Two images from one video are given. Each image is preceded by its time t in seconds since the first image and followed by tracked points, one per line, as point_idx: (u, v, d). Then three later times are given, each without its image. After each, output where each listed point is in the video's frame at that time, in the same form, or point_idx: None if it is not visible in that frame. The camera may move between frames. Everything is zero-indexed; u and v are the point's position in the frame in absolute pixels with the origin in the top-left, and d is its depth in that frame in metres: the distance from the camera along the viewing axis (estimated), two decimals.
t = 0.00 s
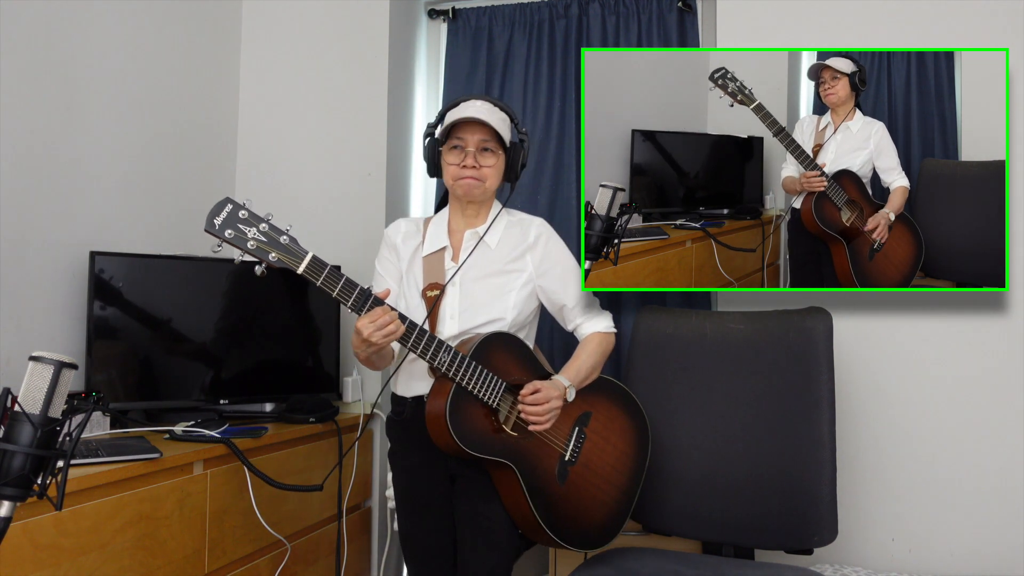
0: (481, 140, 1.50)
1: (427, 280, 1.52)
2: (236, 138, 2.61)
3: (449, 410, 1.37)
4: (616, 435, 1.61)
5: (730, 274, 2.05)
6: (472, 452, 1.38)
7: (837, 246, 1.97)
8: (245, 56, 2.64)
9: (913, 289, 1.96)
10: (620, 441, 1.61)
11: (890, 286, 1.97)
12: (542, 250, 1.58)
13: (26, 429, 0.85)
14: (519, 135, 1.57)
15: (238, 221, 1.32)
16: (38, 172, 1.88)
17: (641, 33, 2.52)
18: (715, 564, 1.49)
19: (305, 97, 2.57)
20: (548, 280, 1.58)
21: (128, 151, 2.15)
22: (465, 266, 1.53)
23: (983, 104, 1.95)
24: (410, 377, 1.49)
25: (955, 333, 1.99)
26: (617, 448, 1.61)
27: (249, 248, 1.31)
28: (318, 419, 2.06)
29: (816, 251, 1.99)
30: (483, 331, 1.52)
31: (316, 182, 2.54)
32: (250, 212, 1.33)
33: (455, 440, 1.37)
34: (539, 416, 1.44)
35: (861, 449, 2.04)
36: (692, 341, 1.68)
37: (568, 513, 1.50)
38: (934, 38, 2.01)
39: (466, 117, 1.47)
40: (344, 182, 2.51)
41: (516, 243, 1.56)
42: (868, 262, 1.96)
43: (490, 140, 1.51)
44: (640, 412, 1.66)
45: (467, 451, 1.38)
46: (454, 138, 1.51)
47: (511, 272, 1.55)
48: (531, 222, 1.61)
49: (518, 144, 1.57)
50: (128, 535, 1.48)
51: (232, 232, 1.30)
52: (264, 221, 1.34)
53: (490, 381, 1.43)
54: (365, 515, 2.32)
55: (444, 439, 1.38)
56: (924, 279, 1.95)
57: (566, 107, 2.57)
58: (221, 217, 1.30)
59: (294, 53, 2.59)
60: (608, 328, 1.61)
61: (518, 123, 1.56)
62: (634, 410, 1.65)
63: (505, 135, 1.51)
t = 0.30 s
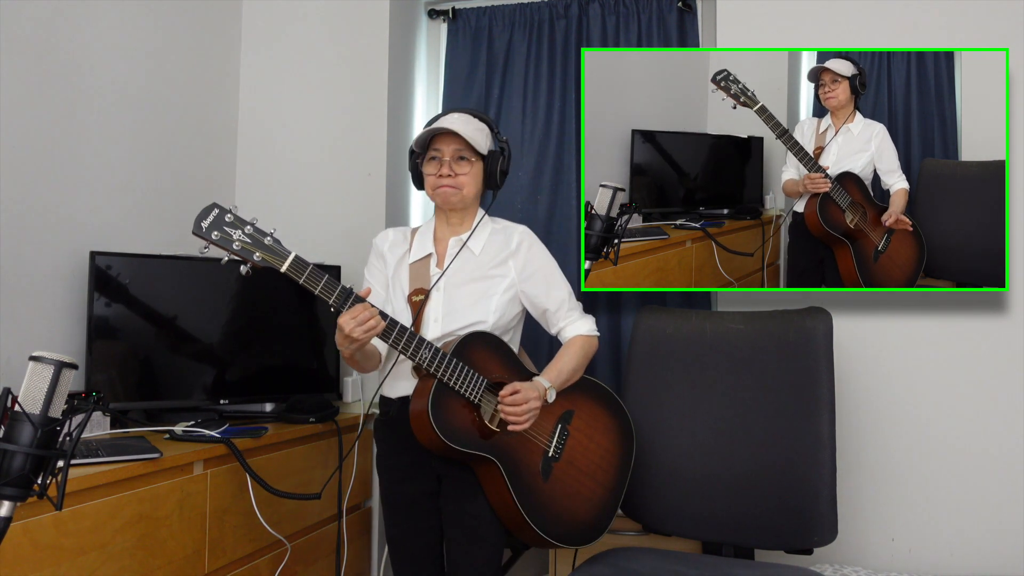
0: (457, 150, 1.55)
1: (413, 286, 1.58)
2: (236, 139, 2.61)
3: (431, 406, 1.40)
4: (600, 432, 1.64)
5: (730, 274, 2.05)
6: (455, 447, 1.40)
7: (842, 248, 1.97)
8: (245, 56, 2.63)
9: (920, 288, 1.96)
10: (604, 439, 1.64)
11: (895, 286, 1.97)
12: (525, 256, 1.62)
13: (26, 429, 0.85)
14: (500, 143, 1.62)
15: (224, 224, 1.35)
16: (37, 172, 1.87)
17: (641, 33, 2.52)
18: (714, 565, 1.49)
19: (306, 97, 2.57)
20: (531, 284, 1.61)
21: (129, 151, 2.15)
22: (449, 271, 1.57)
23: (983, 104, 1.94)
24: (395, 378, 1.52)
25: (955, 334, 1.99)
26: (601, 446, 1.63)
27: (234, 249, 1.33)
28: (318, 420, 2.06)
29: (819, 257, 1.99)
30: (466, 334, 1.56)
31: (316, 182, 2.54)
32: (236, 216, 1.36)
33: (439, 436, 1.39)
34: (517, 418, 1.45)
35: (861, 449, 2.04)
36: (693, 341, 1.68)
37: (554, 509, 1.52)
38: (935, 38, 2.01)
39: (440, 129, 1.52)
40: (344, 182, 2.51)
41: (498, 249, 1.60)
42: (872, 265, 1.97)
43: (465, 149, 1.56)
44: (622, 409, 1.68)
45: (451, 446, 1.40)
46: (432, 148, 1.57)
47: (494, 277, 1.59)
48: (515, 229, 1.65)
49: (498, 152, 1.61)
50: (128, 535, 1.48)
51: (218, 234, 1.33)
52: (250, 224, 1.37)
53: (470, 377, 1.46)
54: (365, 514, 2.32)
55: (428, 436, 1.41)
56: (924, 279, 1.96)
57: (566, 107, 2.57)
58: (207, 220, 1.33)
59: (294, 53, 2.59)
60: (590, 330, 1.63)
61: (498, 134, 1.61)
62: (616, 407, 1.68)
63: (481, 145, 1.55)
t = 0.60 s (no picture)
0: (444, 149, 1.57)
1: (407, 284, 1.59)
2: (236, 139, 2.61)
3: (423, 401, 1.42)
4: (593, 429, 1.65)
5: (730, 274, 2.05)
6: (449, 443, 1.42)
7: (842, 243, 1.96)
8: (245, 56, 2.64)
9: (913, 289, 1.96)
10: (597, 435, 1.65)
11: (893, 285, 1.97)
12: (517, 252, 1.64)
13: (26, 429, 0.85)
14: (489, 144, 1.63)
15: (220, 221, 1.37)
16: (37, 172, 1.87)
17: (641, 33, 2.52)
18: (714, 565, 1.49)
19: (305, 98, 2.57)
20: (523, 280, 1.63)
21: (129, 151, 2.15)
22: (442, 268, 1.59)
23: (983, 104, 1.95)
24: (391, 375, 1.55)
25: (955, 334, 1.99)
26: (594, 441, 1.64)
27: (229, 245, 1.34)
28: (318, 420, 2.06)
29: (819, 254, 1.98)
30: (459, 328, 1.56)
31: (316, 182, 2.54)
32: (232, 212, 1.38)
33: (432, 431, 1.40)
34: (509, 411, 1.47)
35: (861, 449, 2.04)
36: (693, 340, 1.69)
37: (547, 505, 1.53)
38: (935, 38, 2.01)
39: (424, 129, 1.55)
40: (343, 182, 2.51)
41: (490, 246, 1.62)
42: (872, 259, 1.96)
43: (451, 148, 1.58)
44: (615, 405, 1.70)
45: (444, 441, 1.41)
46: (420, 149, 1.59)
47: (487, 273, 1.60)
48: (507, 227, 1.67)
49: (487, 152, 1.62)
50: (128, 535, 1.48)
51: (214, 230, 1.34)
52: (245, 221, 1.38)
53: (463, 372, 1.47)
54: (365, 515, 2.32)
55: (422, 432, 1.43)
56: (924, 278, 1.96)
57: (566, 107, 2.57)
58: (204, 216, 1.35)
59: (294, 53, 2.59)
60: (582, 326, 1.65)
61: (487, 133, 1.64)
62: (608, 404, 1.70)
63: (466, 143, 1.57)
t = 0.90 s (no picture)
0: (427, 163, 1.56)
1: (404, 286, 1.60)
2: (236, 139, 2.61)
3: (423, 398, 1.42)
4: (589, 425, 1.67)
5: (730, 274, 2.05)
6: (449, 439, 1.42)
7: (841, 245, 1.97)
8: (245, 56, 2.64)
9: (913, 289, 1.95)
10: (593, 431, 1.67)
11: (892, 285, 1.96)
12: (513, 252, 1.63)
13: (26, 429, 0.85)
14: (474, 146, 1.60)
15: (224, 219, 1.37)
16: (37, 172, 1.87)
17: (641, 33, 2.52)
18: (714, 565, 1.49)
19: (305, 98, 2.57)
20: (519, 281, 1.62)
21: (129, 151, 2.15)
22: (438, 270, 1.59)
23: (983, 104, 1.95)
24: (390, 374, 1.56)
25: (955, 334, 1.99)
26: (591, 437, 1.66)
27: (233, 243, 1.35)
28: (318, 420, 2.06)
29: (817, 255, 1.99)
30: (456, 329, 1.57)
31: (317, 182, 2.54)
32: (236, 210, 1.37)
33: (432, 427, 1.41)
34: (507, 411, 1.46)
35: (861, 448, 2.04)
36: (692, 340, 1.69)
37: (545, 501, 1.54)
38: (935, 37, 2.01)
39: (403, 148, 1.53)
40: (343, 182, 2.51)
41: (485, 247, 1.62)
42: (872, 260, 1.96)
43: (433, 161, 1.55)
44: (609, 401, 1.72)
45: (445, 438, 1.42)
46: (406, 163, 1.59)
47: (482, 274, 1.60)
48: (502, 228, 1.66)
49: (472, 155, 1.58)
50: (129, 535, 1.48)
51: (218, 228, 1.35)
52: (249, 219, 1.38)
53: (462, 369, 1.47)
54: (365, 515, 2.32)
55: (422, 429, 1.43)
56: (924, 278, 1.95)
57: (566, 107, 2.57)
58: (209, 215, 1.35)
59: (294, 53, 2.59)
60: (577, 325, 1.64)
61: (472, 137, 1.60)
62: (603, 401, 1.71)
63: (446, 157, 1.54)
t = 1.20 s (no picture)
0: (420, 167, 1.55)
1: (403, 286, 1.60)
2: (236, 139, 2.61)
3: (422, 397, 1.42)
4: (587, 423, 1.67)
5: (730, 274, 2.05)
6: (448, 437, 1.42)
7: (839, 241, 1.96)
8: (245, 56, 2.64)
9: (910, 289, 1.96)
10: (591, 429, 1.67)
11: (891, 285, 1.97)
12: (510, 252, 1.63)
13: (26, 429, 0.85)
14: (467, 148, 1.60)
15: (224, 221, 1.37)
16: (37, 172, 1.87)
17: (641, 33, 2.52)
18: (714, 565, 1.49)
19: (305, 98, 2.57)
20: (515, 280, 1.62)
21: (129, 151, 2.15)
22: (436, 270, 1.59)
23: (983, 104, 1.95)
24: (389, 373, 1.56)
25: (955, 334, 1.99)
26: (589, 435, 1.67)
27: (234, 245, 1.34)
28: (318, 419, 2.06)
29: (817, 249, 1.98)
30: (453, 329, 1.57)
31: (316, 182, 2.54)
32: (236, 212, 1.38)
33: (432, 426, 1.41)
34: (507, 408, 1.46)
35: (861, 448, 2.04)
36: (692, 340, 1.69)
37: (544, 499, 1.54)
38: (935, 37, 2.01)
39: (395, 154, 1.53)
40: (344, 182, 2.51)
41: (482, 247, 1.62)
42: (868, 254, 1.96)
43: (426, 166, 1.55)
44: (607, 400, 1.72)
45: (444, 436, 1.42)
46: (399, 168, 1.58)
47: (480, 273, 1.61)
48: (499, 229, 1.66)
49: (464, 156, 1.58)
50: (129, 535, 1.48)
51: (218, 230, 1.34)
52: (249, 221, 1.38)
53: (461, 368, 1.47)
54: (365, 515, 2.32)
55: (422, 428, 1.43)
56: (924, 278, 1.96)
57: (566, 107, 2.57)
58: (208, 218, 1.35)
59: (294, 53, 2.59)
60: (573, 324, 1.64)
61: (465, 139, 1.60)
62: (601, 399, 1.72)
63: (439, 160, 1.53)
